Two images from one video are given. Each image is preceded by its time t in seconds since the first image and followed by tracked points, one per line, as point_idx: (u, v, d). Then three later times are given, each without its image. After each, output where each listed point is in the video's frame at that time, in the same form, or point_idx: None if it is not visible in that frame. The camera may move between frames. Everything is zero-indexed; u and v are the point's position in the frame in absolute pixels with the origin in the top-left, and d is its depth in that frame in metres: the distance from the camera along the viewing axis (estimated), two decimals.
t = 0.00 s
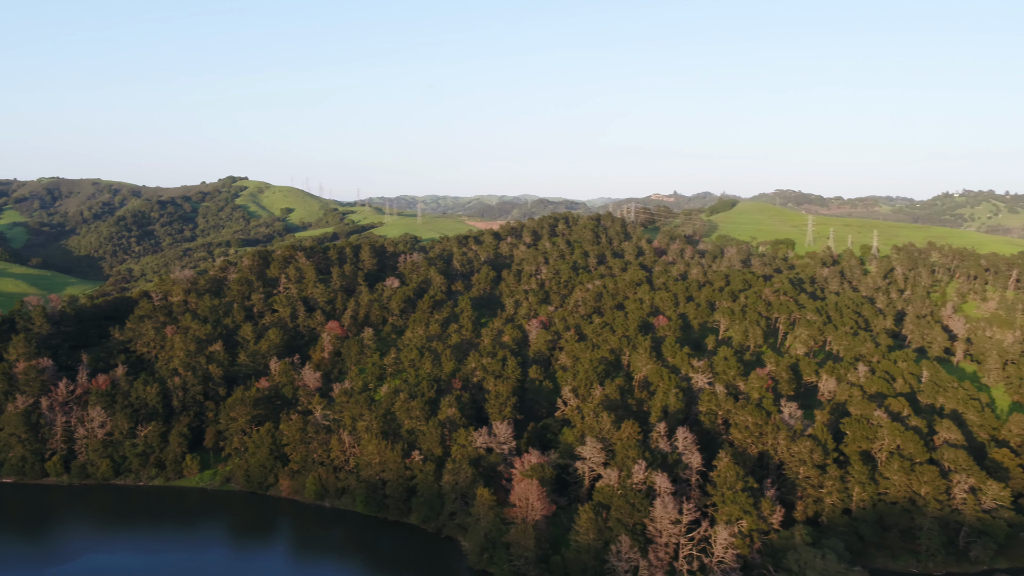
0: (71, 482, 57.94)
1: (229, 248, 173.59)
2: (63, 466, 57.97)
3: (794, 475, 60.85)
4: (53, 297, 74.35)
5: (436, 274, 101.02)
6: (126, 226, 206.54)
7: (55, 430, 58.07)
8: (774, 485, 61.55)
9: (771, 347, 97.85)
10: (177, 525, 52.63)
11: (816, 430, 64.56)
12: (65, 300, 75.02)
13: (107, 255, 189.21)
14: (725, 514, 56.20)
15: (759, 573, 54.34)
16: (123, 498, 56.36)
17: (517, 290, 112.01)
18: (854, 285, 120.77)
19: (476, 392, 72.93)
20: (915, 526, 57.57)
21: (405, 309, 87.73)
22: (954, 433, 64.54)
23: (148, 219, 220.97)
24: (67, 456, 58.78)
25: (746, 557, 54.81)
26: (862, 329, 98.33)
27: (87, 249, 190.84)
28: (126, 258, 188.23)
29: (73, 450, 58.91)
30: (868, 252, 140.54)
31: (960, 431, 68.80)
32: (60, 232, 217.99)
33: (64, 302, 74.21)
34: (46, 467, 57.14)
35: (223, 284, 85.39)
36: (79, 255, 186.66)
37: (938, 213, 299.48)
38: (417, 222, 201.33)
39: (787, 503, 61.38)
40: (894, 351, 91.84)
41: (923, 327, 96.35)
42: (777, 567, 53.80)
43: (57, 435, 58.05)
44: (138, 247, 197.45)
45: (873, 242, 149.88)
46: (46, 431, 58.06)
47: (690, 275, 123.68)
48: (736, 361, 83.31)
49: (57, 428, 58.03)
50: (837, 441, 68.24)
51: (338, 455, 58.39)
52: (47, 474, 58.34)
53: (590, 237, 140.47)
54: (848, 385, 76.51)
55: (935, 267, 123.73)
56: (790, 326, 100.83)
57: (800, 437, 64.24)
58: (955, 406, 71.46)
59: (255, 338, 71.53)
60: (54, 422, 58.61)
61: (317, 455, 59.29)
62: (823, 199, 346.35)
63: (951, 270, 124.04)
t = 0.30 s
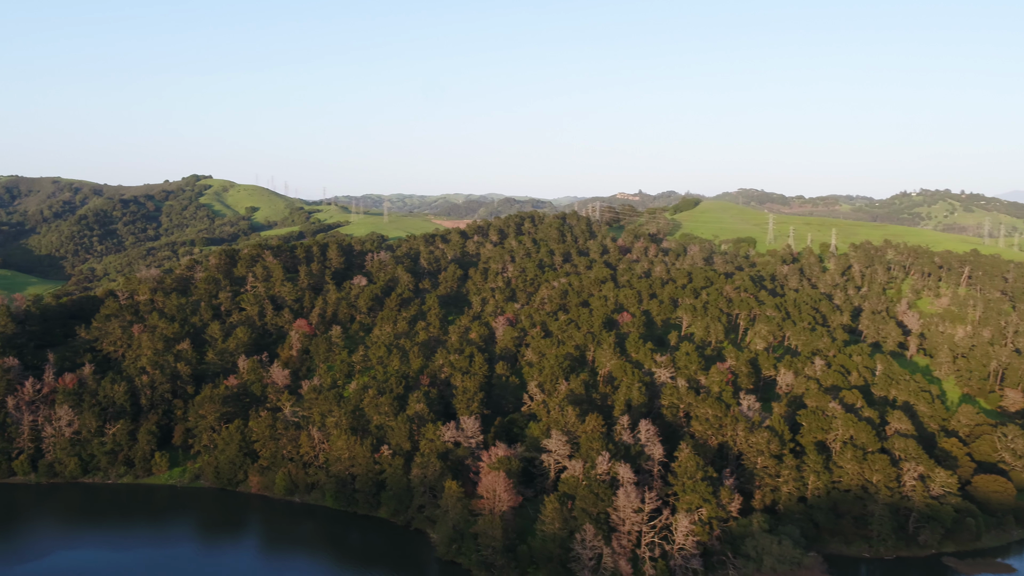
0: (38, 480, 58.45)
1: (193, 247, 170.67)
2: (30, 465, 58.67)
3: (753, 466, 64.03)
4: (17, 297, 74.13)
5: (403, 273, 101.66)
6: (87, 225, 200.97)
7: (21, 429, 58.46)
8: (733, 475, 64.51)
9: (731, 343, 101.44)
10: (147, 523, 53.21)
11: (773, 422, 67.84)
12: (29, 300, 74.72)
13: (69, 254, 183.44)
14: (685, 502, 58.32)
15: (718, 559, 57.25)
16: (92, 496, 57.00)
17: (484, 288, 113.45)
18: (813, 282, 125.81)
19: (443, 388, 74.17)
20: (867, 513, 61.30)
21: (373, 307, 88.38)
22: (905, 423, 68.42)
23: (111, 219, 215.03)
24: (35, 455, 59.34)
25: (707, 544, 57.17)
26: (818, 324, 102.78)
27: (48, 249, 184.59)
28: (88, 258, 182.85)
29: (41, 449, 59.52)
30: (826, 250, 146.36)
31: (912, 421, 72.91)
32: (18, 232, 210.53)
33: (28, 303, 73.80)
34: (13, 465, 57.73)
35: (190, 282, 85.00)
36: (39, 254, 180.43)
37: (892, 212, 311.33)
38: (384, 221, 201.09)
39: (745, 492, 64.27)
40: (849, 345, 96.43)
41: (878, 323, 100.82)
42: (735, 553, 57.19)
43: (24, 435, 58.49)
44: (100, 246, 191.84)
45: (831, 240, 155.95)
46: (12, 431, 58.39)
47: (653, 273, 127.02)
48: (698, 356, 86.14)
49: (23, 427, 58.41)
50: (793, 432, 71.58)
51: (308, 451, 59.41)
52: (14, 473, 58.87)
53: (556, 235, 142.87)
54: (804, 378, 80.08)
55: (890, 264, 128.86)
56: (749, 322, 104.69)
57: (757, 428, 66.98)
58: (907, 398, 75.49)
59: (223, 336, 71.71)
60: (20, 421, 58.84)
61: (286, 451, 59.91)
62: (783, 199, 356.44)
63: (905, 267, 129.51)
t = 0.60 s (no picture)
0: (18, 478, 58.72)
1: (168, 246, 168.56)
2: (9, 463, 58.95)
3: (724, 458, 66.34)
4: None
5: (381, 271, 102.19)
6: (60, 224, 196.66)
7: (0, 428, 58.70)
8: (705, 467, 66.78)
9: (705, 339, 103.96)
10: (126, 522, 53.66)
11: (743, 415, 70.27)
12: (5, 300, 74.45)
13: (42, 254, 179.12)
14: (658, 493, 60.32)
15: (690, 548, 59.26)
16: (72, 493, 57.29)
17: (461, 286, 114.61)
18: (784, 279, 129.35)
19: (422, 385, 75.22)
20: (834, 503, 63.77)
21: (351, 305, 88.96)
22: (870, 416, 71.35)
23: (84, 218, 210.62)
24: (14, 453, 59.60)
25: (679, 533, 59.11)
26: (789, 320, 105.95)
27: (19, 249, 179.90)
28: (61, 257, 178.52)
29: (20, 447, 59.76)
30: (798, 249, 150.51)
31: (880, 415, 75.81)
32: None
33: (3, 302, 73.28)
34: None
35: (168, 281, 84.86)
36: (11, 254, 175.77)
37: (861, 211, 319.20)
38: (361, 220, 200.86)
39: (716, 483, 66.63)
40: (818, 340, 99.80)
41: (847, 319, 104.27)
42: (706, 542, 59.12)
43: (2, 433, 58.66)
44: (74, 246, 187.83)
45: (802, 239, 160.25)
46: None
47: (629, 271, 129.32)
48: (671, 352, 88.55)
49: (2, 426, 58.63)
50: (762, 424, 74.10)
51: (287, 447, 60.09)
52: None
53: (532, 234, 144.61)
54: (774, 373, 82.75)
55: (860, 262, 132.95)
56: (722, 319, 107.53)
57: (727, 421, 69.48)
58: (874, 391, 78.70)
59: (201, 335, 72.05)
60: None
61: (266, 447, 60.64)
62: (756, 198, 363.37)
63: (875, 265, 133.40)
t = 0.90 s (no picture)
0: None
1: (145, 245, 166.47)
2: None
3: (697, 450, 68.62)
4: None
5: (359, 269, 102.79)
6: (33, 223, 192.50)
7: None
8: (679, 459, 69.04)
9: (679, 335, 106.42)
10: (107, 518, 54.08)
11: (716, 408, 72.72)
12: None
13: (15, 253, 175.05)
14: (633, 484, 61.45)
15: (663, 537, 61.40)
16: (54, 490, 57.60)
17: (439, 284, 115.73)
18: (757, 276, 132.80)
19: (401, 381, 76.20)
20: (802, 492, 66.53)
21: (330, 303, 89.50)
22: (838, 409, 74.28)
23: (58, 216, 206.39)
24: None
25: (653, 523, 61.06)
26: (761, 316, 109.09)
27: None
28: (36, 257, 174.50)
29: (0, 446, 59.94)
30: (771, 247, 154.42)
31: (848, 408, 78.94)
32: None
33: None
34: None
35: (147, 280, 84.69)
36: None
37: (831, 210, 327.85)
38: (339, 218, 200.49)
39: (689, 475, 68.94)
40: (789, 336, 103.10)
41: (818, 315, 107.72)
42: (679, 531, 61.36)
43: None
44: (48, 245, 183.98)
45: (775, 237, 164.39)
46: None
47: (604, 269, 131.52)
48: (645, 348, 90.82)
49: None
50: (734, 417, 76.59)
51: (268, 443, 60.84)
52: None
53: (510, 232, 146.21)
54: (746, 368, 85.48)
55: (831, 260, 136.99)
56: (696, 315, 110.30)
57: (700, 414, 71.80)
58: (843, 384, 81.77)
59: (181, 333, 72.32)
60: None
61: (248, 443, 61.36)
62: (730, 197, 369.88)
63: (846, 262, 136.83)
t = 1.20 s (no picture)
0: None
1: (121, 245, 164.31)
2: None
3: (671, 443, 71.02)
4: None
5: (338, 268, 103.38)
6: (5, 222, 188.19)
7: None
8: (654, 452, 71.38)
9: (654, 332, 108.69)
10: (88, 515, 54.37)
11: (689, 403, 75.05)
12: None
13: None
14: (609, 476, 63.39)
15: (638, 527, 63.39)
16: (35, 488, 57.87)
17: (418, 282, 116.60)
18: (732, 274, 136.02)
19: (382, 379, 77.07)
20: (773, 483, 68.93)
21: (309, 302, 89.92)
22: (808, 402, 76.96)
23: (31, 215, 202.10)
24: None
25: (629, 514, 63.00)
26: (735, 313, 112.03)
27: None
28: (9, 257, 170.52)
29: None
30: (745, 245, 157.93)
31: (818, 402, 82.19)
32: None
33: None
34: None
35: (126, 279, 84.43)
36: None
37: (804, 209, 335.01)
38: (317, 217, 200.01)
39: (664, 467, 71.16)
40: (762, 332, 106.15)
41: (790, 312, 110.87)
42: (654, 521, 63.48)
43: None
44: (21, 245, 180.01)
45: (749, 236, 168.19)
46: None
47: (582, 267, 133.42)
48: (621, 344, 92.91)
49: None
50: (707, 411, 79.07)
51: (250, 439, 61.69)
52: None
53: (488, 231, 147.47)
54: (719, 363, 87.96)
55: (804, 258, 140.43)
56: (671, 312, 112.87)
57: (674, 408, 74.11)
58: (814, 379, 84.59)
59: (161, 331, 72.48)
60: None
61: (229, 440, 62.16)
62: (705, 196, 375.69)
63: (819, 260, 140.25)
